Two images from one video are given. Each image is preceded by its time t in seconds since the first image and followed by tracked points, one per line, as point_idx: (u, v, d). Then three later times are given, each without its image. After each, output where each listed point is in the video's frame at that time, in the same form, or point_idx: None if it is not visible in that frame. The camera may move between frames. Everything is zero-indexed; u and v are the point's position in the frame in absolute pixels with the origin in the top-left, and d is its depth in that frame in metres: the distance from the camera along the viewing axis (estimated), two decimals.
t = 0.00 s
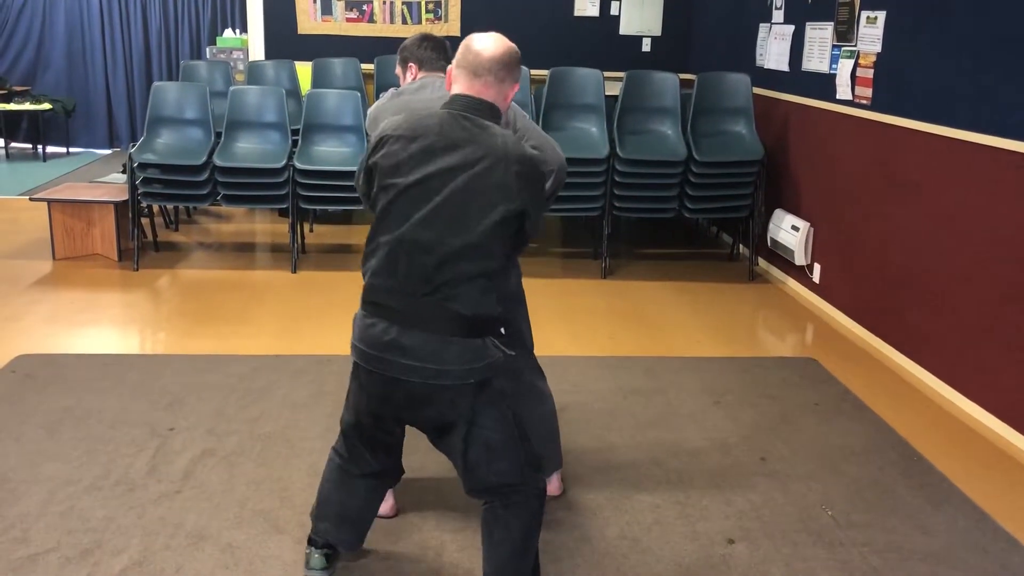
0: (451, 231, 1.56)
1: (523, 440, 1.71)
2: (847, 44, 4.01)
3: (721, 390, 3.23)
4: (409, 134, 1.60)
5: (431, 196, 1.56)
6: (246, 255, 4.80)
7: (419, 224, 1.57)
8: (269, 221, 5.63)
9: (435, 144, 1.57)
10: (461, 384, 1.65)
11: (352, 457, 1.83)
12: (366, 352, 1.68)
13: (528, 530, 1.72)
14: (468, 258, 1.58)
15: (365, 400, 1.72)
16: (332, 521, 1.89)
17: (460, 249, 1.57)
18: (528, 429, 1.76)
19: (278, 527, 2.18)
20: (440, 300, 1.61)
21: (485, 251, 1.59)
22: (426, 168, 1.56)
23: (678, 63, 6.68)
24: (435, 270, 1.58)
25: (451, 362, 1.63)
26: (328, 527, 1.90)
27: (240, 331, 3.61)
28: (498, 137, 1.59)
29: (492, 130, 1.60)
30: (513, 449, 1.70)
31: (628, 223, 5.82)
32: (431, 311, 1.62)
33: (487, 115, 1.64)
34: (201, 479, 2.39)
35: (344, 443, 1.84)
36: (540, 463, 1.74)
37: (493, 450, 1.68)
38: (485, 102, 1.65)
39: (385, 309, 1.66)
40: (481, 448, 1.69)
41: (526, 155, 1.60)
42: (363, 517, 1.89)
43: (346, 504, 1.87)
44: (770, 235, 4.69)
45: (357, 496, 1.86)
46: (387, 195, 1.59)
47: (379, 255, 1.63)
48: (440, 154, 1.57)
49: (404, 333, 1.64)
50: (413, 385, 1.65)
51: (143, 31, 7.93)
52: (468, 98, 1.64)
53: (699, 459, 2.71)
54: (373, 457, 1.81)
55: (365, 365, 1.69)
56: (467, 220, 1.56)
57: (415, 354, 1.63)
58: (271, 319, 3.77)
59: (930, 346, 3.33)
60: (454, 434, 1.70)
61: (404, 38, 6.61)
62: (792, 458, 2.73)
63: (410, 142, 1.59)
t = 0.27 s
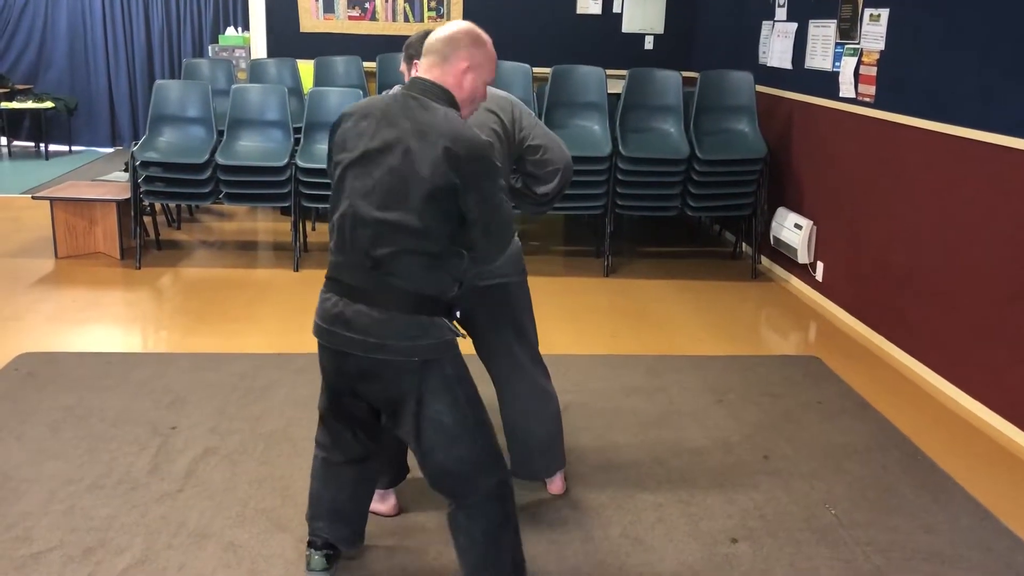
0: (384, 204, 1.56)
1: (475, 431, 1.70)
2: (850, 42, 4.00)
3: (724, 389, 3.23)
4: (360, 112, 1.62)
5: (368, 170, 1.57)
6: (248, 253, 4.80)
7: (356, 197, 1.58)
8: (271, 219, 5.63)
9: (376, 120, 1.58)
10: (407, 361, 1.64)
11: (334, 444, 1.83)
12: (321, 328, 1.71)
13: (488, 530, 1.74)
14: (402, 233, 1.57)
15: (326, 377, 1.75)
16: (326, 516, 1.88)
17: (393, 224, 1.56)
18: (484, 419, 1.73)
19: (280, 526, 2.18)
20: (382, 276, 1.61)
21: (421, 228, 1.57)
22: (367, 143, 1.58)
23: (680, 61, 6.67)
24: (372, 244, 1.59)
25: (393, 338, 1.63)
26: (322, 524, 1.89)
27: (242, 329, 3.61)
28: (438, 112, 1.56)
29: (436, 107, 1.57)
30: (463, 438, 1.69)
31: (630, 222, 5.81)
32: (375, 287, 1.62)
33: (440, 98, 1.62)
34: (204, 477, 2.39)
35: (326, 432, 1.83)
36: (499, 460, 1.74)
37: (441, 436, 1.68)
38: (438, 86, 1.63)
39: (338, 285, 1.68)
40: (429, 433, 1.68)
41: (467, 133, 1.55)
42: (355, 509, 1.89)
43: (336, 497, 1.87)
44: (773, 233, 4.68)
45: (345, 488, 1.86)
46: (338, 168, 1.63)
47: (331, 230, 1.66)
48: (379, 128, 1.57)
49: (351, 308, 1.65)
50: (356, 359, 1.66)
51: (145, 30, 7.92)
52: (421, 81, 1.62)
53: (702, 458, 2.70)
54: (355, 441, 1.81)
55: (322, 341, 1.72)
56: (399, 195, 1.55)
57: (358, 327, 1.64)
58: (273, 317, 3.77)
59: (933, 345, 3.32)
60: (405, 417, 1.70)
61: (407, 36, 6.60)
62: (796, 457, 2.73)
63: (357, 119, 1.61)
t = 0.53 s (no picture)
0: (378, 211, 1.54)
1: (467, 435, 1.70)
2: (853, 37, 3.99)
3: (727, 385, 3.22)
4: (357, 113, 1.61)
5: (361, 173, 1.56)
6: (251, 250, 4.80)
7: (348, 200, 1.57)
8: (275, 216, 5.63)
9: (370, 121, 1.56)
10: (404, 365, 1.64)
11: (337, 440, 1.83)
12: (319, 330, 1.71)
13: (472, 541, 1.74)
14: (394, 237, 1.56)
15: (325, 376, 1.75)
16: (331, 513, 1.89)
17: (384, 227, 1.55)
18: (477, 424, 1.73)
19: (283, 523, 2.18)
20: (376, 280, 1.61)
21: (416, 234, 1.56)
22: (360, 145, 1.57)
23: (684, 57, 6.65)
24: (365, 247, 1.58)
25: (388, 341, 1.63)
26: (327, 522, 1.90)
27: (246, 326, 3.61)
28: (429, 113, 1.54)
29: (430, 110, 1.55)
30: (456, 442, 1.69)
31: (634, 218, 5.80)
32: (371, 290, 1.62)
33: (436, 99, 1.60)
34: (206, 474, 2.39)
35: (329, 430, 1.83)
36: (489, 463, 1.74)
37: (435, 439, 1.68)
38: (426, 84, 1.62)
39: (336, 288, 1.69)
40: (424, 436, 1.68)
41: (461, 138, 1.52)
42: (358, 505, 1.89)
43: (340, 494, 1.87)
44: (776, 229, 4.67)
45: (349, 485, 1.86)
46: (335, 170, 1.62)
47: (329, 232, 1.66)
48: (372, 130, 1.56)
49: (348, 311, 1.66)
50: (354, 362, 1.66)
51: (147, 26, 7.91)
52: (410, 82, 1.62)
53: (704, 455, 2.70)
54: (359, 436, 1.82)
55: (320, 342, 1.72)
56: (394, 202, 1.54)
57: (356, 331, 1.65)
58: (277, 314, 3.77)
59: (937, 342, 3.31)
60: (401, 419, 1.70)
61: (409, 32, 6.59)
62: (798, 453, 2.72)
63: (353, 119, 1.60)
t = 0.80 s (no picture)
0: (401, 219, 1.55)
1: (476, 433, 1.70)
2: (855, 33, 3.98)
3: (729, 382, 3.22)
4: (371, 115, 1.58)
5: (382, 180, 1.55)
6: (253, 248, 4.80)
7: (368, 207, 1.56)
8: (276, 214, 5.63)
9: (390, 126, 1.55)
10: (416, 368, 1.64)
11: (336, 440, 1.83)
12: (326, 334, 1.69)
13: (483, 531, 1.73)
14: (416, 246, 1.56)
15: (331, 379, 1.73)
16: (333, 511, 1.90)
17: (407, 236, 1.55)
18: (487, 422, 1.72)
19: (285, 520, 2.18)
20: (393, 285, 1.60)
21: (435, 241, 1.57)
22: (380, 150, 1.55)
23: (685, 54, 6.64)
24: (384, 254, 1.58)
25: (402, 346, 1.62)
26: (329, 520, 1.91)
27: (247, 323, 3.61)
28: (455, 122, 1.54)
29: (454, 118, 1.55)
30: (466, 441, 1.68)
31: (635, 215, 5.79)
32: (385, 296, 1.62)
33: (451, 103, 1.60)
34: (209, 472, 2.40)
35: (328, 429, 1.83)
36: (500, 459, 1.74)
37: (446, 439, 1.67)
38: (450, 92, 1.60)
39: (344, 291, 1.67)
40: (435, 437, 1.67)
41: (485, 147, 1.54)
42: (359, 503, 1.90)
43: (341, 493, 1.87)
44: (778, 226, 4.66)
45: (350, 483, 1.86)
46: (348, 175, 1.60)
47: (339, 236, 1.64)
48: (392, 136, 1.55)
49: (359, 316, 1.64)
50: (365, 367, 1.65)
51: (148, 25, 7.91)
52: (435, 86, 1.59)
53: (706, 451, 2.70)
54: (360, 435, 1.82)
55: (326, 345, 1.70)
56: (417, 211, 1.54)
57: (368, 336, 1.64)
58: (279, 312, 3.77)
59: (940, 338, 3.30)
60: (410, 419, 1.70)
61: (410, 29, 6.59)
62: (800, 449, 2.72)
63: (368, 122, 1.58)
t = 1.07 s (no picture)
0: (410, 221, 1.55)
1: (482, 432, 1.70)
2: (855, 29, 3.98)
3: (731, 379, 3.22)
4: (378, 118, 1.58)
5: (391, 182, 1.55)
6: (255, 248, 4.80)
7: (376, 209, 1.56)
8: (278, 214, 5.63)
9: (399, 128, 1.55)
10: (422, 369, 1.64)
11: (338, 438, 1.83)
12: (331, 336, 1.69)
13: (489, 530, 1.73)
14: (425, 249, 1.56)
15: (335, 380, 1.73)
16: (335, 510, 1.90)
17: (416, 238, 1.55)
18: (493, 421, 1.72)
19: (288, 520, 2.18)
20: (400, 288, 1.60)
21: (444, 244, 1.57)
22: (389, 152, 1.55)
23: (685, 51, 6.64)
24: (391, 256, 1.57)
25: (409, 348, 1.62)
26: (332, 519, 1.91)
27: (250, 324, 3.61)
28: (463, 125, 1.55)
29: (462, 122, 1.55)
30: (472, 441, 1.68)
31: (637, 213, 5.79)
32: (391, 298, 1.61)
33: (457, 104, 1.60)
34: (211, 472, 2.40)
35: (330, 427, 1.83)
36: (506, 458, 1.73)
37: (452, 439, 1.67)
38: (457, 94, 1.61)
39: (349, 293, 1.66)
40: (441, 437, 1.67)
41: (494, 150, 1.54)
42: (362, 502, 1.90)
43: (344, 492, 1.87)
44: (779, 223, 4.66)
45: (353, 481, 1.86)
46: (356, 178, 1.59)
47: (345, 237, 1.63)
48: (401, 138, 1.55)
49: (365, 318, 1.64)
50: (370, 368, 1.65)
51: (148, 26, 7.92)
52: (442, 87, 1.60)
53: (708, 449, 2.69)
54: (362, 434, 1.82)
55: (330, 348, 1.69)
56: (426, 213, 1.54)
57: (374, 339, 1.63)
58: (281, 312, 3.77)
59: (943, 335, 3.30)
60: (416, 420, 1.69)
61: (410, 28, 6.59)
62: (802, 446, 2.72)
63: (375, 124, 1.58)
